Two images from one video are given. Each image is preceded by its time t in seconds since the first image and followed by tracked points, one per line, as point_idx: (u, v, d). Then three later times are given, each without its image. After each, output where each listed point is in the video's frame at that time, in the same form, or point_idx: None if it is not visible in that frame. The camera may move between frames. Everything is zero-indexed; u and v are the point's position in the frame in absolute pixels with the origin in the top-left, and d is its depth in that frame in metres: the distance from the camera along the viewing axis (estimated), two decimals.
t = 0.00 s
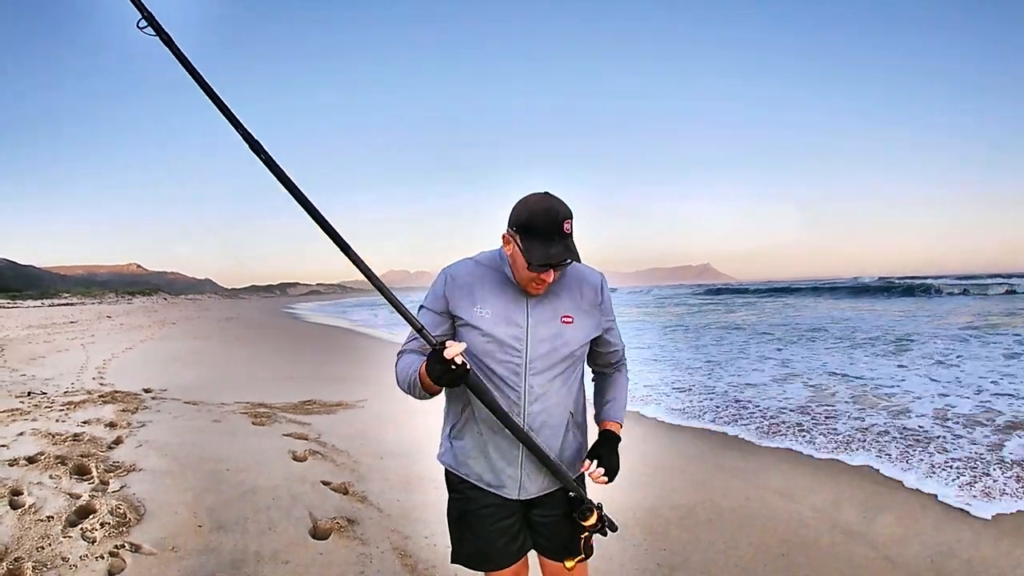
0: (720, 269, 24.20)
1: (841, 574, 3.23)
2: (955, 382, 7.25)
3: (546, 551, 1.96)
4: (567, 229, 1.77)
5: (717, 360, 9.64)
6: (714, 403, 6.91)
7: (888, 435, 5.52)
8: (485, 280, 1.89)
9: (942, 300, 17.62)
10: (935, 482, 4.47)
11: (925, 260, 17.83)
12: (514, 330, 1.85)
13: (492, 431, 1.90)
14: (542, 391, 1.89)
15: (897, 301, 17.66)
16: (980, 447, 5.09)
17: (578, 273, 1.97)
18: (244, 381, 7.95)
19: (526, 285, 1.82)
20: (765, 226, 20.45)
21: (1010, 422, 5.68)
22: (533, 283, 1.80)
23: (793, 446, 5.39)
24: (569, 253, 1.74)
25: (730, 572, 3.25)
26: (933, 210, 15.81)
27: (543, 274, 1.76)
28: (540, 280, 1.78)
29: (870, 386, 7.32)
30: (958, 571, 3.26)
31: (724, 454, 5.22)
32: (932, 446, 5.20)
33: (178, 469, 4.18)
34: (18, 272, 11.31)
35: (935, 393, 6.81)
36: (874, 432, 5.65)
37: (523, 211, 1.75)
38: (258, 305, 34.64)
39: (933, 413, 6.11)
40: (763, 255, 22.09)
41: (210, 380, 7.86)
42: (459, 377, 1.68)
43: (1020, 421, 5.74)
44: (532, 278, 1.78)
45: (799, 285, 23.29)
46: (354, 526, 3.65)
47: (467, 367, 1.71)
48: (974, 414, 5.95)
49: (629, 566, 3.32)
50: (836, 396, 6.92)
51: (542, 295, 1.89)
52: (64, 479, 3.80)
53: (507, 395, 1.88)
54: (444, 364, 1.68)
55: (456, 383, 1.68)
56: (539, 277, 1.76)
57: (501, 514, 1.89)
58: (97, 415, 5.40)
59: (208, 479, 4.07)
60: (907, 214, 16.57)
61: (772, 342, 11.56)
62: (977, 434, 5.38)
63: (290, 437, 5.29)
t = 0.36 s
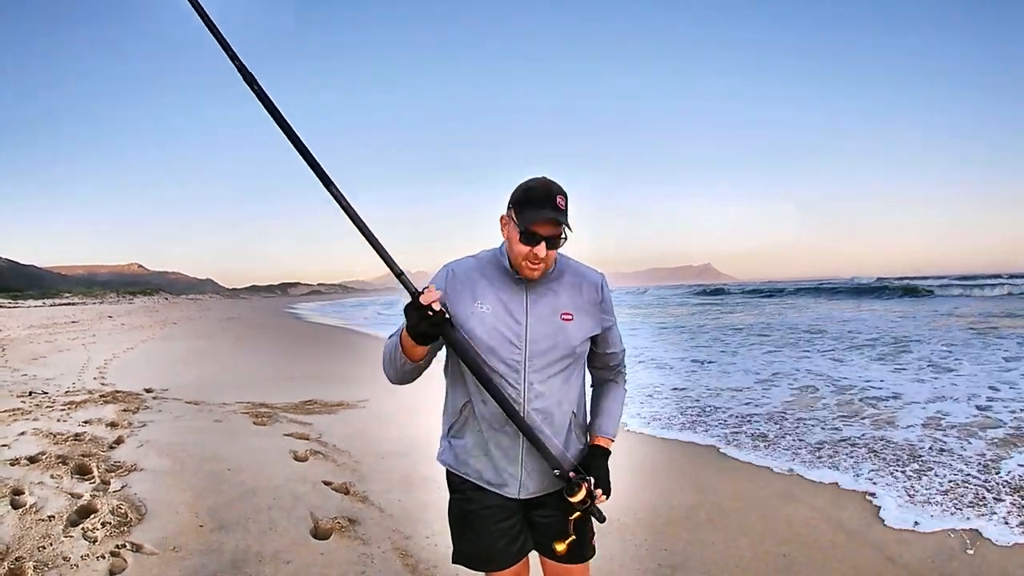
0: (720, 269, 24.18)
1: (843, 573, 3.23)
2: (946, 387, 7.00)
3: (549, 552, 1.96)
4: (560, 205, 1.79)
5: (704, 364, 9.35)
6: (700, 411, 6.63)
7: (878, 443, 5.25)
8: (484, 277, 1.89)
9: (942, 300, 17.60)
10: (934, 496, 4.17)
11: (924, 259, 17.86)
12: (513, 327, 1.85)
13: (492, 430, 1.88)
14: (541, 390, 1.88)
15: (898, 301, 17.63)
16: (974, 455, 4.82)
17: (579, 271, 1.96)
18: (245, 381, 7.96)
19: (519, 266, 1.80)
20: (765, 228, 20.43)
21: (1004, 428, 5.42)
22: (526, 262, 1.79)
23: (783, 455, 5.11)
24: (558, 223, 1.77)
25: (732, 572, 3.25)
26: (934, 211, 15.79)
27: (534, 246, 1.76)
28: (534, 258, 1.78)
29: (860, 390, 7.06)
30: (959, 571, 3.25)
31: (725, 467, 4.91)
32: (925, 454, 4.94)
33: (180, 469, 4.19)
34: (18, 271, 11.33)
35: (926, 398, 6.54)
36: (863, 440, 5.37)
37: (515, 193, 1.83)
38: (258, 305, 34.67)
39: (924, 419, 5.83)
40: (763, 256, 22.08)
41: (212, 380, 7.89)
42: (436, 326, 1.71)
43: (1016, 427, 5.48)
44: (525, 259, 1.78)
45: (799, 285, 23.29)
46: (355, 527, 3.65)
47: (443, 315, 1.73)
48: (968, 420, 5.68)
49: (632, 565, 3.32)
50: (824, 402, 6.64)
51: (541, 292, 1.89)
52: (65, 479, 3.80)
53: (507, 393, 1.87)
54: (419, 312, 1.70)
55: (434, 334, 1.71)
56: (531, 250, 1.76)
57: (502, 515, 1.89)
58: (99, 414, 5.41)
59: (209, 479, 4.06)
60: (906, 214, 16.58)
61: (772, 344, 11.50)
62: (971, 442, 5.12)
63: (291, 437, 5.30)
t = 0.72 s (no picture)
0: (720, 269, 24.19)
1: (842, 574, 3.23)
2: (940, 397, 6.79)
3: (546, 556, 1.95)
4: (548, 184, 1.86)
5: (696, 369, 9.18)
6: (687, 418, 6.39)
7: (870, 456, 5.02)
8: (477, 275, 1.90)
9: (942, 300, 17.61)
10: (929, 516, 3.90)
11: (923, 259, 17.87)
12: (505, 324, 1.86)
13: (485, 430, 1.88)
14: (534, 389, 1.87)
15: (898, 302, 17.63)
16: (970, 468, 4.59)
17: (575, 274, 1.97)
18: (245, 381, 7.97)
19: (506, 243, 1.82)
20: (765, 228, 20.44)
21: (1001, 442, 5.20)
22: (514, 237, 1.81)
23: (771, 466, 4.88)
24: (543, 196, 1.83)
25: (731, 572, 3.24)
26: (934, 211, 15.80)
27: (519, 218, 1.82)
28: (519, 231, 1.81)
29: (851, 399, 6.84)
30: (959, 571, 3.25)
31: (715, 471, 4.79)
32: (920, 468, 4.70)
33: (179, 469, 4.18)
34: (18, 271, 11.32)
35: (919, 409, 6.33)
36: (853, 450, 5.15)
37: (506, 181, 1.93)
38: (257, 305, 34.66)
39: (919, 429, 5.65)
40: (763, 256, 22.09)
41: (212, 380, 7.90)
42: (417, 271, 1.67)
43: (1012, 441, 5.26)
44: (511, 237, 1.82)
45: (798, 286, 23.30)
46: (354, 527, 3.65)
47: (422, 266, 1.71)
48: (961, 433, 5.47)
49: (631, 566, 3.32)
50: (815, 412, 6.41)
51: (533, 288, 1.89)
52: (65, 479, 3.80)
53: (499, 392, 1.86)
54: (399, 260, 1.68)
55: (405, 272, 1.65)
56: (517, 223, 1.81)
57: (498, 519, 1.89)
58: (98, 414, 5.41)
59: (208, 479, 4.06)
60: (906, 214, 16.59)
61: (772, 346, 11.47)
62: (965, 455, 4.89)
63: (290, 437, 5.30)
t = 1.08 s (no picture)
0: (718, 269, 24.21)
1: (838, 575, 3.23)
2: (939, 407, 6.60)
3: (543, 556, 1.96)
4: (543, 184, 1.85)
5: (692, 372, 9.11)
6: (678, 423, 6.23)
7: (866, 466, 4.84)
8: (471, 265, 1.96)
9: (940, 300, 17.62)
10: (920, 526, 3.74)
11: (922, 258, 17.89)
12: (496, 309, 1.88)
13: (471, 413, 1.87)
14: (522, 374, 1.86)
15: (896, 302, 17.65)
16: (966, 482, 4.39)
17: (569, 270, 2.04)
18: (244, 381, 7.98)
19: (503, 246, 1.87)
20: (764, 228, 20.45)
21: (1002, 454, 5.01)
22: (510, 240, 1.85)
23: (759, 472, 4.73)
24: (538, 200, 1.82)
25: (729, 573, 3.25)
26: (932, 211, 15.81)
27: (515, 222, 1.83)
28: (515, 234, 1.84)
29: (846, 408, 6.64)
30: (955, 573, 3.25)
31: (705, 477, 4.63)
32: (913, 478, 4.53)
33: (177, 470, 4.18)
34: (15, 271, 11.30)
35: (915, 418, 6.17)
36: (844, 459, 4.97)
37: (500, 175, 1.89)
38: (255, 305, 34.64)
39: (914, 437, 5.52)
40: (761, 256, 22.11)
41: (211, 380, 7.90)
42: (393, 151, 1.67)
43: (1014, 454, 5.06)
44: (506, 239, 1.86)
45: (797, 285, 23.32)
46: (352, 527, 3.66)
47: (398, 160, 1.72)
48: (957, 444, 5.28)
49: (629, 566, 3.32)
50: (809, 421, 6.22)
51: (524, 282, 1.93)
52: (62, 480, 3.80)
53: (486, 374, 1.85)
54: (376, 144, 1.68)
55: (378, 147, 1.64)
56: (513, 228, 1.83)
57: (492, 520, 1.89)
58: (96, 415, 5.41)
59: (206, 479, 4.07)
60: (904, 214, 16.60)
61: (769, 347, 11.44)
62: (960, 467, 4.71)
63: (288, 437, 5.31)
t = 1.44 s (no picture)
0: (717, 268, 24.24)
1: None
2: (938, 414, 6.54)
3: (541, 555, 1.96)
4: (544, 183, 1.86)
5: (690, 372, 9.11)
6: (675, 426, 6.22)
7: (860, 476, 4.79)
8: (470, 258, 1.97)
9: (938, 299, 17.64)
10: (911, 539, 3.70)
11: (921, 257, 17.92)
12: (490, 301, 1.87)
13: (465, 404, 1.89)
14: (516, 367, 1.86)
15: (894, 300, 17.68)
16: (960, 497, 4.32)
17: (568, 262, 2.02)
18: (244, 380, 7.98)
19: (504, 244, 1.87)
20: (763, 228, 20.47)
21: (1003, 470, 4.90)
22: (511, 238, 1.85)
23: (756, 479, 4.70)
24: (539, 198, 1.83)
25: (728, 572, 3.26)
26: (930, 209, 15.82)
27: (517, 219, 1.82)
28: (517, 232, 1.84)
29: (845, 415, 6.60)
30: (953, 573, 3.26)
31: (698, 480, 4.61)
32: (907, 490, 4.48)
33: (177, 468, 4.18)
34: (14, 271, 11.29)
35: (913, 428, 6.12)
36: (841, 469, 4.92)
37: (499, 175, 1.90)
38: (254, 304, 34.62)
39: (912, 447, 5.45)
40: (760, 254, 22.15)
41: (211, 379, 7.90)
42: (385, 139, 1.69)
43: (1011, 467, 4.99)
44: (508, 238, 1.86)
45: (795, 283, 23.36)
46: (351, 525, 3.66)
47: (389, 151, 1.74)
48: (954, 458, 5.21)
49: (628, 565, 3.34)
50: (807, 429, 6.11)
51: (519, 274, 1.92)
52: (62, 479, 3.80)
53: (481, 366, 1.86)
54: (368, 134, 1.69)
55: (372, 135, 1.66)
56: (514, 225, 1.82)
57: (490, 520, 1.90)
58: (96, 414, 5.41)
59: (204, 478, 4.07)
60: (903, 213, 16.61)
61: (767, 346, 11.45)
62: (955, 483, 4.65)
63: (287, 436, 5.31)
